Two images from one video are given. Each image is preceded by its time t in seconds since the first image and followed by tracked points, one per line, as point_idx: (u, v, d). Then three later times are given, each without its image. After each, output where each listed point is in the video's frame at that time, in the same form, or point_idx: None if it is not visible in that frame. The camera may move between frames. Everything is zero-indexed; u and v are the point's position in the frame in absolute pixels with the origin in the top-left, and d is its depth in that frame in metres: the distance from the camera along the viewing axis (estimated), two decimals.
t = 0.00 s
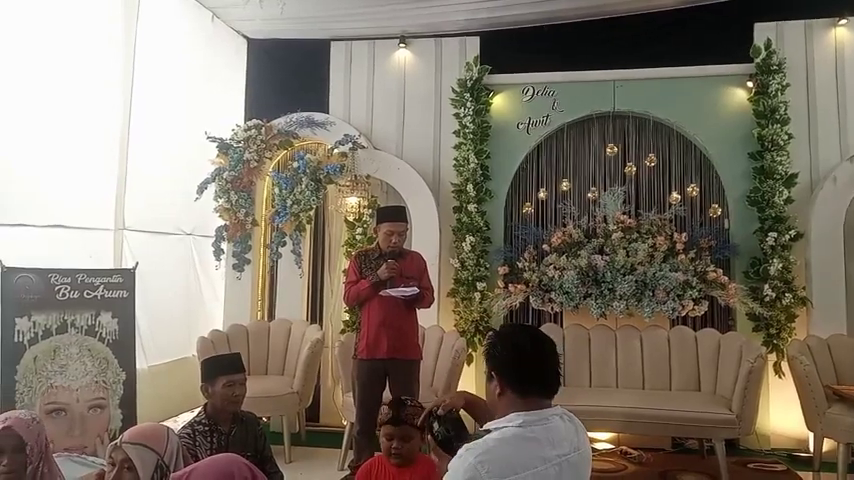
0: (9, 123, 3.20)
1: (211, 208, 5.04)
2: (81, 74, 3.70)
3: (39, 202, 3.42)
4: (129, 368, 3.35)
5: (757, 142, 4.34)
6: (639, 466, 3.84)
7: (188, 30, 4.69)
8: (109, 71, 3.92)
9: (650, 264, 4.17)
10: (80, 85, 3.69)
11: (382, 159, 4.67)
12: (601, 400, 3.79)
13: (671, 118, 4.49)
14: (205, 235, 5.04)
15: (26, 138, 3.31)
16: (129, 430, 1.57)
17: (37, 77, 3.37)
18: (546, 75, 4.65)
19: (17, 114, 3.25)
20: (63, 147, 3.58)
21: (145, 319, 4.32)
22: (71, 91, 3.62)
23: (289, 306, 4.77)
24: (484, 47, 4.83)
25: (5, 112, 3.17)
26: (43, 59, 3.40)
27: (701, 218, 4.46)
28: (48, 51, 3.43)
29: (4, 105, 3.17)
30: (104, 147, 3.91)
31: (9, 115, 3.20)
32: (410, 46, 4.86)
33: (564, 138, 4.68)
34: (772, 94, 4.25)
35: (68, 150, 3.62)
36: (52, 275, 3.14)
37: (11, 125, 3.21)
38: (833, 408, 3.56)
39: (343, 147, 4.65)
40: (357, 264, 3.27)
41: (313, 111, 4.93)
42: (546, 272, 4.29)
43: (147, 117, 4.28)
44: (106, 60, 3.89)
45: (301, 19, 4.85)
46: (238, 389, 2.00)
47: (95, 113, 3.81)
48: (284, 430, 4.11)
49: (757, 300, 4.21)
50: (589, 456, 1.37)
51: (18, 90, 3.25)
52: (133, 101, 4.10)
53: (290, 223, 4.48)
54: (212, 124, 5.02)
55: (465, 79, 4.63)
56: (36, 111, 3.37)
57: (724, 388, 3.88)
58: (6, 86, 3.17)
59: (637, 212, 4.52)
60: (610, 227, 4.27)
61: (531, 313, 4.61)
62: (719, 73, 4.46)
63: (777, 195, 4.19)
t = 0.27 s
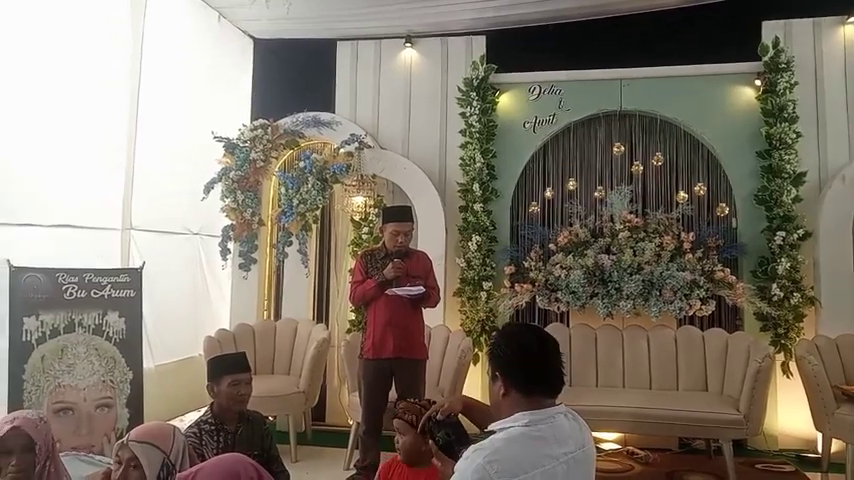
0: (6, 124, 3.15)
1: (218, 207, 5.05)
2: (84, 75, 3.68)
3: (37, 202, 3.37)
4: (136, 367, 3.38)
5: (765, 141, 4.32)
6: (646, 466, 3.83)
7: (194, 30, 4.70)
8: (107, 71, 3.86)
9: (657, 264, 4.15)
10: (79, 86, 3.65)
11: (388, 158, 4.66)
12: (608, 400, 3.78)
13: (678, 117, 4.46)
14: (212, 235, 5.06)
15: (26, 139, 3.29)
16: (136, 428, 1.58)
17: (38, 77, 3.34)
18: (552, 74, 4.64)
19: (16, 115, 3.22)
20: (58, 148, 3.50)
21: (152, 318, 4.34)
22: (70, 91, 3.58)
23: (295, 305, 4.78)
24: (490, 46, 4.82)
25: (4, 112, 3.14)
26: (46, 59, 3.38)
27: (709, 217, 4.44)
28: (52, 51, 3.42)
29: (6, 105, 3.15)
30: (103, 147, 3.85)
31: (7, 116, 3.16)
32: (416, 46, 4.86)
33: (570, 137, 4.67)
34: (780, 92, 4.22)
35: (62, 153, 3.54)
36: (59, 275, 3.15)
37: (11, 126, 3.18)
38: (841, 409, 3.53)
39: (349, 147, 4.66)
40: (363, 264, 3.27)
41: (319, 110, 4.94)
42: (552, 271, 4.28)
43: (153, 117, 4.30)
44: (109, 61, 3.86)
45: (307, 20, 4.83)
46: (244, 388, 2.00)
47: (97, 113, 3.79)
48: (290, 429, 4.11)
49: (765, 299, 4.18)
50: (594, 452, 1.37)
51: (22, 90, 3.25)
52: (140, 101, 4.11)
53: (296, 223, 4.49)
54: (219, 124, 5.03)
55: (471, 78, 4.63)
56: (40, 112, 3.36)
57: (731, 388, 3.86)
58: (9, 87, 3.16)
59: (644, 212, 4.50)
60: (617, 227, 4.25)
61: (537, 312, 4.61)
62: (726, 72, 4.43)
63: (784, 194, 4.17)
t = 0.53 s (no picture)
0: (9, 123, 3.16)
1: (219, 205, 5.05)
2: (85, 74, 3.68)
3: (36, 201, 3.35)
4: (137, 365, 3.37)
5: (766, 140, 4.32)
6: (647, 465, 3.83)
7: (195, 29, 4.69)
8: (109, 71, 3.85)
9: (658, 263, 4.15)
10: (80, 85, 3.64)
11: (389, 156, 4.65)
12: (608, 399, 3.78)
13: (679, 116, 4.46)
14: (213, 233, 5.05)
15: (27, 137, 3.27)
16: (137, 426, 1.57)
17: (40, 76, 3.34)
18: (554, 72, 4.64)
19: (19, 114, 3.22)
20: (60, 147, 3.50)
21: (153, 316, 4.33)
22: (72, 90, 3.57)
23: (296, 303, 4.77)
24: (491, 45, 4.81)
25: (7, 112, 3.14)
26: (48, 59, 3.38)
27: (710, 216, 4.44)
28: (50, 52, 3.39)
29: (10, 104, 3.16)
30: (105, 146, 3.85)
31: (11, 115, 3.16)
32: (417, 44, 4.85)
33: (572, 135, 4.67)
34: (781, 91, 4.22)
35: (65, 152, 3.54)
36: (61, 272, 3.15)
37: (14, 125, 3.18)
38: (843, 408, 3.53)
39: (350, 145, 4.66)
40: (364, 262, 3.27)
41: (320, 109, 4.93)
42: (554, 270, 4.28)
43: (155, 114, 4.29)
44: (109, 60, 3.85)
45: (309, 17, 4.84)
46: (246, 386, 1.99)
47: (98, 112, 3.78)
48: (291, 428, 4.11)
49: (766, 298, 4.18)
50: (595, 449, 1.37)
51: (24, 89, 3.24)
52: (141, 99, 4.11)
53: (297, 221, 4.49)
54: (220, 122, 5.02)
55: (472, 77, 4.63)
56: (42, 111, 3.36)
57: (732, 387, 3.86)
58: (12, 86, 3.16)
59: (645, 210, 4.50)
60: (619, 226, 4.25)
61: (538, 311, 4.60)
62: (728, 71, 4.43)
63: (786, 193, 4.17)
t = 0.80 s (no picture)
0: (9, 123, 3.16)
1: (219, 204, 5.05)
2: (85, 73, 3.67)
3: (36, 201, 3.36)
4: (136, 363, 3.36)
5: (766, 140, 4.32)
6: (645, 463, 3.84)
7: (195, 28, 4.69)
8: (109, 71, 3.86)
9: (657, 262, 4.16)
10: (79, 85, 3.64)
11: (389, 155, 4.66)
12: (607, 398, 3.79)
13: (679, 115, 4.47)
14: (212, 231, 5.05)
15: (26, 136, 3.27)
16: (138, 424, 1.58)
17: (40, 76, 3.34)
18: (554, 72, 4.64)
19: (19, 114, 3.22)
20: (60, 147, 3.50)
21: (152, 314, 4.33)
22: (71, 90, 3.57)
23: (295, 302, 4.78)
24: (491, 44, 4.82)
25: (5, 110, 3.13)
26: (48, 59, 3.38)
27: (709, 215, 4.45)
28: (50, 51, 3.39)
29: (11, 105, 3.17)
30: (105, 146, 3.85)
31: (11, 115, 3.17)
32: (417, 43, 4.86)
33: (571, 135, 4.67)
34: (781, 91, 4.23)
35: (65, 152, 3.54)
36: (60, 271, 3.17)
37: (14, 124, 3.19)
38: (841, 407, 3.54)
39: (350, 144, 4.67)
40: (364, 261, 3.27)
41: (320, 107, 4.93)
42: (553, 269, 4.29)
43: (154, 113, 4.29)
44: (109, 59, 3.85)
45: (309, 16, 4.84)
46: (247, 385, 1.99)
47: (98, 112, 3.78)
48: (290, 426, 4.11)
49: (765, 298, 4.19)
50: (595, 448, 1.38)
51: (24, 89, 3.24)
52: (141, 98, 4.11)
53: (297, 220, 4.50)
54: (220, 120, 5.03)
55: (472, 76, 4.63)
56: (42, 111, 3.36)
57: (731, 386, 3.87)
58: (12, 86, 3.16)
59: (644, 210, 4.50)
60: (618, 225, 4.26)
61: (537, 310, 4.61)
62: (727, 71, 4.43)
63: (785, 193, 4.18)
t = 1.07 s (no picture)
0: (10, 123, 3.16)
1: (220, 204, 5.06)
2: (85, 73, 3.67)
3: (36, 202, 3.35)
4: (137, 363, 3.36)
5: (766, 140, 4.32)
6: (645, 464, 3.84)
7: (195, 28, 4.69)
8: (109, 71, 3.85)
9: (657, 262, 4.16)
10: (79, 86, 3.63)
11: (389, 155, 4.66)
12: (607, 398, 3.79)
13: (679, 115, 4.47)
14: (213, 231, 5.06)
15: (26, 137, 3.27)
16: (138, 424, 1.58)
17: (40, 76, 3.34)
18: (554, 72, 4.64)
19: (19, 114, 3.22)
20: (60, 147, 3.50)
21: (153, 314, 4.33)
22: (71, 90, 3.57)
23: (296, 302, 4.78)
24: (492, 44, 4.82)
25: (5, 111, 3.13)
26: (47, 59, 3.38)
27: (709, 216, 4.45)
28: (50, 52, 3.39)
29: (11, 104, 3.16)
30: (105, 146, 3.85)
31: (11, 115, 3.16)
32: (418, 43, 4.85)
33: (572, 134, 4.67)
34: (781, 91, 4.23)
35: (64, 153, 3.54)
36: (62, 270, 3.16)
37: (14, 124, 3.18)
38: (841, 408, 3.54)
39: (350, 144, 4.67)
40: (364, 261, 3.28)
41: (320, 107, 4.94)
42: (553, 269, 4.29)
43: (154, 114, 4.29)
44: (109, 59, 3.85)
45: (309, 16, 4.84)
46: (254, 387, 2.00)
47: (98, 112, 3.77)
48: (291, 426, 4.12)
49: (765, 298, 4.19)
50: (597, 450, 1.38)
51: (23, 89, 3.24)
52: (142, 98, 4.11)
53: (297, 220, 4.50)
54: (221, 120, 5.03)
55: (472, 76, 4.63)
56: (42, 111, 3.35)
57: (731, 386, 3.87)
58: (12, 87, 3.16)
59: (645, 210, 4.50)
60: (618, 226, 4.26)
61: (537, 310, 4.61)
62: (728, 71, 4.43)
63: (785, 193, 4.18)
